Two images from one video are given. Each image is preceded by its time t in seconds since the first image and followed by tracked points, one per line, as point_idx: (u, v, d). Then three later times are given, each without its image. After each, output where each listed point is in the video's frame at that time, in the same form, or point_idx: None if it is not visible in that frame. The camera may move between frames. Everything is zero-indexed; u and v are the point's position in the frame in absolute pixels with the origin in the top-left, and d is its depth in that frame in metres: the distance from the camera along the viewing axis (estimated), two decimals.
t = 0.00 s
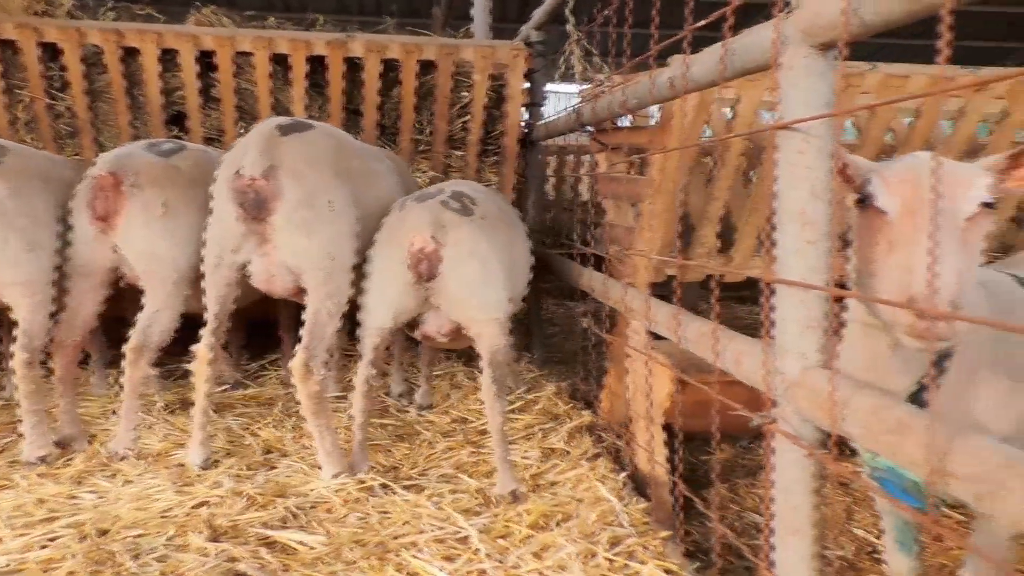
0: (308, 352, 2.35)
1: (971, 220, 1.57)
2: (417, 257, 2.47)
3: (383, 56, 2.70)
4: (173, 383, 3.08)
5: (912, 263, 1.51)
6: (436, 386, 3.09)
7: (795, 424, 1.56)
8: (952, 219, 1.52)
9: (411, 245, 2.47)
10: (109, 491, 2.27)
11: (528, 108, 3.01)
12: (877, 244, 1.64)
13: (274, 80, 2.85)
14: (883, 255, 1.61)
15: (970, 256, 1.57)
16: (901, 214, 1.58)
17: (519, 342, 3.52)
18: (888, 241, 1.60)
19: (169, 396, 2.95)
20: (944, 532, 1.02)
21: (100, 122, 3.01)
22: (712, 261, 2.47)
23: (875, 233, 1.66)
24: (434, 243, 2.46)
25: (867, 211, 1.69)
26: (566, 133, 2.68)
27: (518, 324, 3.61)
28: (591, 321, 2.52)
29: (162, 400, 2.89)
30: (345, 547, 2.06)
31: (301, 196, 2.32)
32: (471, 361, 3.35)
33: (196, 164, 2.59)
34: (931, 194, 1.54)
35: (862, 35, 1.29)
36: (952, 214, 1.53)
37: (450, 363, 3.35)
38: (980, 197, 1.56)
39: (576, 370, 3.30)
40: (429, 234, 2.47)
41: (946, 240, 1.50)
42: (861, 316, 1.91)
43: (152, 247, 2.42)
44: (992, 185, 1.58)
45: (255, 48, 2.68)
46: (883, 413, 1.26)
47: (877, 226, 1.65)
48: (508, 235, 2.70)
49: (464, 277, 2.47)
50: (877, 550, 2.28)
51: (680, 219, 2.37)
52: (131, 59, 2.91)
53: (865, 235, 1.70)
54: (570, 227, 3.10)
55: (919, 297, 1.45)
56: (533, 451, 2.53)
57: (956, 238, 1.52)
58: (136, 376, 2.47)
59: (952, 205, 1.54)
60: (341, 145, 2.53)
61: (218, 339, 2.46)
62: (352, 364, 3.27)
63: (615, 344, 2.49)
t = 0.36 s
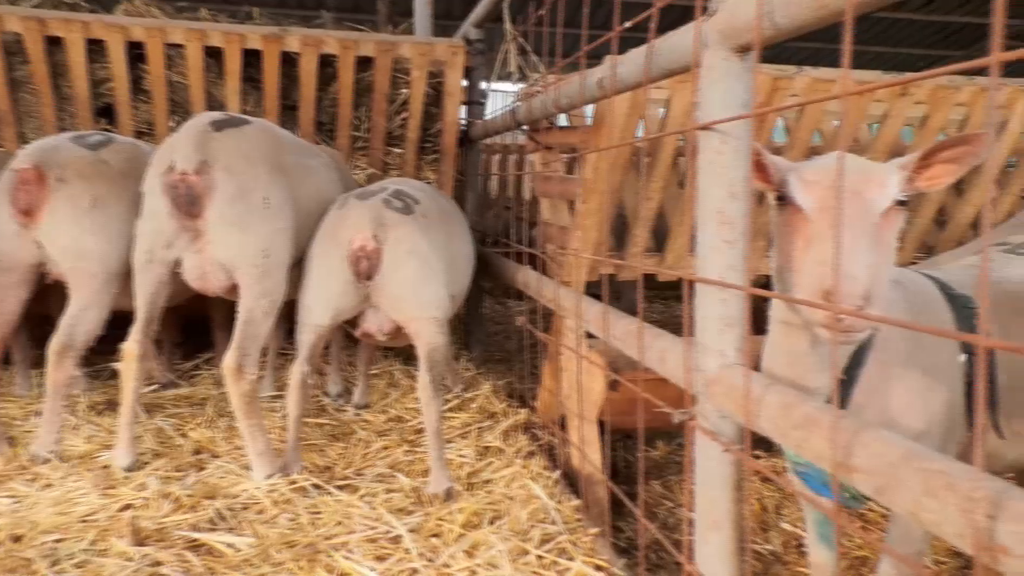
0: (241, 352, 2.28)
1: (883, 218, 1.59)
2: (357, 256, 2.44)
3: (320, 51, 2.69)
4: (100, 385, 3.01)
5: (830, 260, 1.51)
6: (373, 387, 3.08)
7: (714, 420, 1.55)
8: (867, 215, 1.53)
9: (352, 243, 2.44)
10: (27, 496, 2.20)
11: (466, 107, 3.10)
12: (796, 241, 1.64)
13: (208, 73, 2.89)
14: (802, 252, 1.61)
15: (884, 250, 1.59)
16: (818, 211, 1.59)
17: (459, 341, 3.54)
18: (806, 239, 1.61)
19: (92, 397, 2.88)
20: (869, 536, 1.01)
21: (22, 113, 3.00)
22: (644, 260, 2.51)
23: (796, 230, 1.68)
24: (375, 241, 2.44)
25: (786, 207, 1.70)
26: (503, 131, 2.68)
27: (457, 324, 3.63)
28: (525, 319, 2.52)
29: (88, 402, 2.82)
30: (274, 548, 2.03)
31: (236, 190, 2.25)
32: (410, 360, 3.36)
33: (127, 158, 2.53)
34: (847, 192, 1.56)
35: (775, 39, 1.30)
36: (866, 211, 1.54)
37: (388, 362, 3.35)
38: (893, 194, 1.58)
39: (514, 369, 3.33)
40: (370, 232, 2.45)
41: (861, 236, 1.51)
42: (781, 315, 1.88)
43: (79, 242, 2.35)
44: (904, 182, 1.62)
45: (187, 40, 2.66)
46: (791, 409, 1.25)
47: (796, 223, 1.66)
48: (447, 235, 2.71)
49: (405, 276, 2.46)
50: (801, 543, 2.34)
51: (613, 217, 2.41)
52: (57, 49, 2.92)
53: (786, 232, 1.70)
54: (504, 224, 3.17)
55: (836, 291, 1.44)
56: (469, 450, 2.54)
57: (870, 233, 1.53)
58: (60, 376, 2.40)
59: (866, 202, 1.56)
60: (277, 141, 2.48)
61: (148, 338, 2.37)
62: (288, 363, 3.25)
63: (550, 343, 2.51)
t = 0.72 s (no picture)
0: (175, 353, 2.24)
1: (819, 218, 1.58)
2: (301, 255, 2.40)
3: (261, 47, 2.68)
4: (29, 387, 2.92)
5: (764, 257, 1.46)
6: (316, 387, 3.06)
7: (647, 419, 1.55)
8: (804, 213, 1.51)
9: (296, 241, 2.41)
10: None
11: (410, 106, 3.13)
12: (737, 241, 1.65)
13: (143, 68, 2.94)
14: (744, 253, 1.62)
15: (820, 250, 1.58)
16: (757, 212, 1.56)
17: (403, 341, 3.54)
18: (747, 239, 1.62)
19: (19, 400, 2.79)
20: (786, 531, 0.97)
21: None
22: (585, 259, 2.54)
23: (736, 231, 1.67)
24: (320, 240, 2.41)
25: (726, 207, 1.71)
26: (447, 131, 2.68)
27: (401, 323, 3.62)
28: (469, 319, 2.51)
29: (15, 405, 2.73)
30: (209, 552, 1.98)
31: (169, 189, 2.20)
32: (353, 359, 3.35)
33: (56, 154, 2.46)
34: (784, 191, 1.54)
35: (705, 44, 1.29)
36: (804, 209, 1.52)
37: (332, 361, 3.33)
38: (830, 195, 1.57)
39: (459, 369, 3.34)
40: (315, 231, 2.41)
41: (798, 237, 1.48)
42: (718, 313, 1.88)
43: (4, 240, 2.27)
44: (838, 184, 1.63)
45: (122, 34, 2.63)
46: (721, 407, 1.24)
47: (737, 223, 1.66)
48: (392, 234, 2.70)
49: (349, 276, 2.44)
50: (738, 538, 2.38)
51: (556, 217, 2.42)
52: None
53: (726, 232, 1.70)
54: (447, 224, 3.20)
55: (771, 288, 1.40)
56: (411, 450, 2.54)
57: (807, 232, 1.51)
58: None
59: (804, 202, 1.54)
60: (213, 139, 2.44)
61: (79, 339, 2.31)
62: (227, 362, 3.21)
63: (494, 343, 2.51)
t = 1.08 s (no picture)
0: (116, 355, 2.20)
1: (795, 217, 1.56)
2: (250, 253, 2.37)
3: (205, 44, 2.70)
4: None
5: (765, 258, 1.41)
6: (265, 388, 3.03)
7: (587, 416, 1.52)
8: (790, 213, 1.49)
9: (245, 240, 2.37)
10: None
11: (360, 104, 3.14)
12: (722, 244, 1.51)
13: (84, 64, 2.96)
14: (732, 255, 1.49)
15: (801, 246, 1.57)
16: (737, 212, 1.49)
17: (356, 341, 3.55)
18: (734, 241, 1.48)
19: None
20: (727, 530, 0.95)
21: None
22: (532, 259, 2.55)
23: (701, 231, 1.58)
24: (270, 238, 2.38)
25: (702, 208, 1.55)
26: (394, 130, 2.68)
27: (353, 322, 3.63)
28: (419, 317, 2.49)
29: None
30: (151, 556, 1.94)
31: (107, 188, 2.16)
32: (303, 359, 3.34)
33: None
34: (769, 190, 1.50)
35: (642, 42, 1.25)
36: (789, 208, 1.49)
37: (282, 360, 3.31)
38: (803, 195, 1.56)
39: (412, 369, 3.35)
40: (264, 229, 2.38)
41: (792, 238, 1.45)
42: (661, 310, 1.86)
43: None
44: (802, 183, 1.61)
45: (60, 29, 2.60)
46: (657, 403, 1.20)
47: (719, 224, 1.52)
48: (342, 233, 2.68)
49: (299, 274, 2.41)
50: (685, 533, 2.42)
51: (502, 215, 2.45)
52: None
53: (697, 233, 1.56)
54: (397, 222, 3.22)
55: (783, 288, 1.35)
56: (360, 450, 2.54)
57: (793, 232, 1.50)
58: None
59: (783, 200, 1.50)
60: (153, 137, 2.41)
61: (14, 341, 2.24)
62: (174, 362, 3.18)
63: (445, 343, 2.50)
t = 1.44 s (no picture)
0: (67, 361, 2.16)
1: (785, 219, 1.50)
2: (208, 257, 2.34)
3: (159, 44, 2.69)
4: None
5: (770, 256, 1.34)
6: (222, 393, 3.01)
7: (541, 418, 1.43)
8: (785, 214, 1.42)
9: (203, 244, 2.34)
10: None
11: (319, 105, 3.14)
12: (720, 249, 1.43)
13: (33, 65, 2.99)
14: (730, 259, 1.42)
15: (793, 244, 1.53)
16: (732, 214, 1.42)
17: (317, 345, 3.56)
18: (733, 244, 1.41)
19: None
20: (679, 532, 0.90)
21: None
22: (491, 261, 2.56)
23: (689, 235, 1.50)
24: (228, 243, 2.35)
25: (696, 212, 1.47)
26: (353, 131, 2.67)
27: (314, 327, 3.64)
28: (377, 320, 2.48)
29: None
30: (103, 566, 1.90)
31: (57, 191, 2.13)
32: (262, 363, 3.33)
33: None
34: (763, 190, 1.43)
35: (590, 47, 1.18)
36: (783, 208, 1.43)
37: (240, 364, 3.30)
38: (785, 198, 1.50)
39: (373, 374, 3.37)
40: (222, 233, 2.35)
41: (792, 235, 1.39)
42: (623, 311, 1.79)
43: None
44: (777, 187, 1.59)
45: (8, 28, 2.54)
46: (607, 404, 1.14)
47: (714, 228, 1.44)
48: (302, 238, 2.66)
49: (258, 279, 2.38)
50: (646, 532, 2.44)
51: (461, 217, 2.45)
52: None
53: (688, 238, 1.49)
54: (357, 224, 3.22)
55: (792, 285, 1.28)
56: (320, 455, 2.53)
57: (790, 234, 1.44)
58: None
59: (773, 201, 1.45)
60: (106, 141, 2.39)
61: None
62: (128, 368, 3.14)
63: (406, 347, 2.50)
